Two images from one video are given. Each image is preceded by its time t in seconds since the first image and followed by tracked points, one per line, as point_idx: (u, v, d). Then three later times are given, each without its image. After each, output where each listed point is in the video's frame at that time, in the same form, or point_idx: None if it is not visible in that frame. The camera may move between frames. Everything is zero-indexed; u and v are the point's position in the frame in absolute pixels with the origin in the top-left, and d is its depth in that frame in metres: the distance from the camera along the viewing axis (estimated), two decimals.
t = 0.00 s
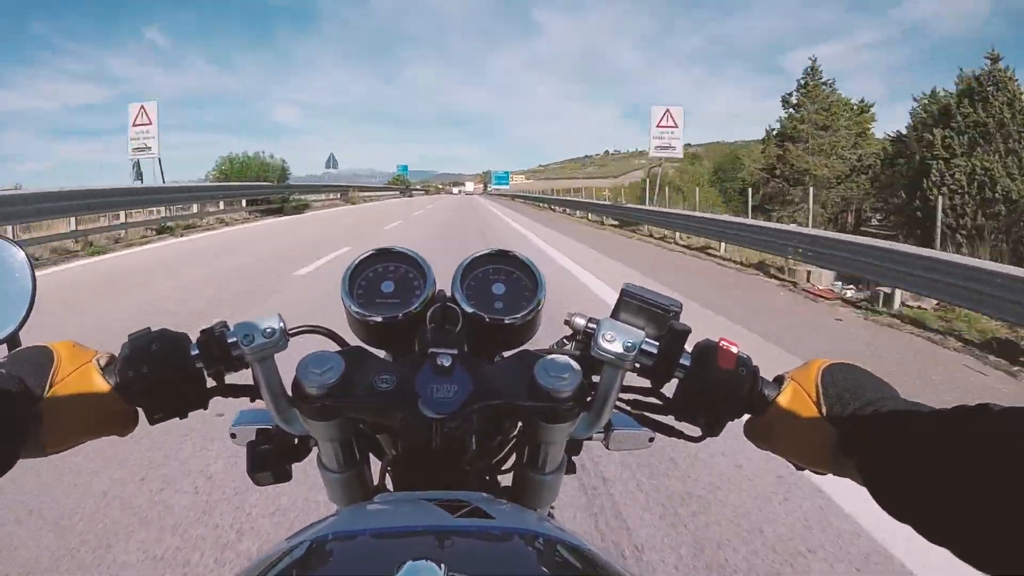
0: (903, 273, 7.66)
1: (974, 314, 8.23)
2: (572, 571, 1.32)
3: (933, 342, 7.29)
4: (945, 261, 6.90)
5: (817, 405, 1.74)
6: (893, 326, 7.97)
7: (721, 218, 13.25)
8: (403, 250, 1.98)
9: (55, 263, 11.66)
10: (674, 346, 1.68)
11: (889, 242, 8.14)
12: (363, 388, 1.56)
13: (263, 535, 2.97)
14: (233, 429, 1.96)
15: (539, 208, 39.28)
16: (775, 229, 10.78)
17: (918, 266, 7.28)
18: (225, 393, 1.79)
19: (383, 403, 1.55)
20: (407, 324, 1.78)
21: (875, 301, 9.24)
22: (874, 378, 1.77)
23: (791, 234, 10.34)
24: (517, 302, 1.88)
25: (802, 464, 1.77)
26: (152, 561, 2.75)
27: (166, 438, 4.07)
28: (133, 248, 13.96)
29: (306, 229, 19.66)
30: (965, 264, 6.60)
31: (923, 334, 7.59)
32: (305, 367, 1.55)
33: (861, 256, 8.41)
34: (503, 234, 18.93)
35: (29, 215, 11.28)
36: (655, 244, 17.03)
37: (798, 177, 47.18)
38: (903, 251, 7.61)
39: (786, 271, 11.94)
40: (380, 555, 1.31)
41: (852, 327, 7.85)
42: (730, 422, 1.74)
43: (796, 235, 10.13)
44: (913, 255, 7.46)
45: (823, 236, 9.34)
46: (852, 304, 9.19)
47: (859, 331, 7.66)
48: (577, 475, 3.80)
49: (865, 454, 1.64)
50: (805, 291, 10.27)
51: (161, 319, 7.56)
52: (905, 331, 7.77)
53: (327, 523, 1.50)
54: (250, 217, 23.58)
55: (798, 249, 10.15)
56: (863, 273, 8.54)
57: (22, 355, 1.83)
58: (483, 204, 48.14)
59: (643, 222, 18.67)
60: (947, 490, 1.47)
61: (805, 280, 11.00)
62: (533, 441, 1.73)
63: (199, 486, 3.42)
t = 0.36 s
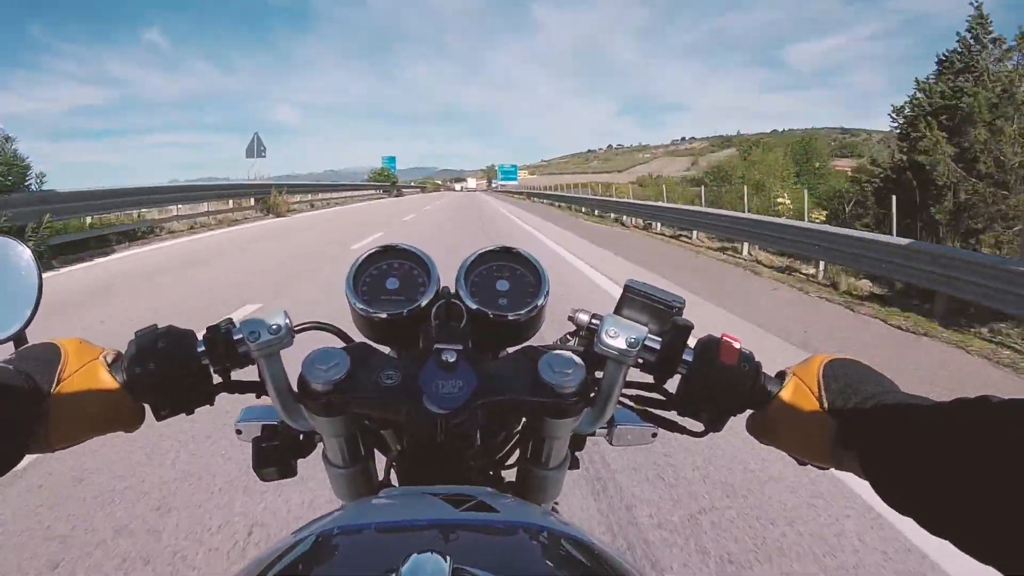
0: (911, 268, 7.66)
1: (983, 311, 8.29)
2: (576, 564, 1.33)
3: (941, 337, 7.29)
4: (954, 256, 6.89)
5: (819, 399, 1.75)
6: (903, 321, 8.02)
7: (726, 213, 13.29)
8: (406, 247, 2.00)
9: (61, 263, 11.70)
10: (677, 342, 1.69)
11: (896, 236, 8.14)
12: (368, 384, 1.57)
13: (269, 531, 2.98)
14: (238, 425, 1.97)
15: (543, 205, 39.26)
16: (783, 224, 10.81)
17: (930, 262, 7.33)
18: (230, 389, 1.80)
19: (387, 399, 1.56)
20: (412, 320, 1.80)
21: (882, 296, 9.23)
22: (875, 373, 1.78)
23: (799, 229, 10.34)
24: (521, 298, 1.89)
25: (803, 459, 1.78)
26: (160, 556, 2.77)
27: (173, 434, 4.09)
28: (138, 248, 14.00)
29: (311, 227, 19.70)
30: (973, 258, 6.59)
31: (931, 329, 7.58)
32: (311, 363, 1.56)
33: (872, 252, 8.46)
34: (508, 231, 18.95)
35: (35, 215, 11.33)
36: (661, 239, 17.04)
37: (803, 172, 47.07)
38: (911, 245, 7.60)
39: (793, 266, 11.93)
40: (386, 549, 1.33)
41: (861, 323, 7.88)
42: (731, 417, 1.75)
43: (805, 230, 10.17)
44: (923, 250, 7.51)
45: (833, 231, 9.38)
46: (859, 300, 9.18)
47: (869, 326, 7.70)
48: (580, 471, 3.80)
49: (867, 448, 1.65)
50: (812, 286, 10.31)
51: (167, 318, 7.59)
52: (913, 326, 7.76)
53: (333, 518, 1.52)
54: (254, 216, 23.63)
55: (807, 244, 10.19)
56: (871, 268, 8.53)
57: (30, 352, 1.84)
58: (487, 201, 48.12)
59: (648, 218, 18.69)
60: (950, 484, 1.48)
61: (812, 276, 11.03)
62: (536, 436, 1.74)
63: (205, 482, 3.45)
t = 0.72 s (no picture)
0: (919, 267, 7.59)
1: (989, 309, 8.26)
2: (584, 564, 1.32)
3: (951, 336, 7.21)
4: (963, 254, 6.83)
5: (828, 399, 1.73)
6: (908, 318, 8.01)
7: (732, 211, 13.27)
8: (414, 243, 1.98)
9: (66, 260, 11.72)
10: (686, 340, 1.67)
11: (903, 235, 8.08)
12: (375, 381, 1.56)
13: (272, 529, 2.96)
14: (243, 421, 1.96)
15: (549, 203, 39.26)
16: (789, 223, 10.80)
17: (935, 260, 7.32)
18: (235, 385, 1.79)
19: (394, 396, 1.55)
20: (420, 317, 1.78)
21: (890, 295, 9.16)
22: (885, 372, 1.76)
23: (806, 227, 10.28)
24: (528, 296, 1.87)
25: (811, 458, 1.77)
26: (164, 552, 2.76)
27: (179, 429, 4.09)
28: (143, 245, 14.03)
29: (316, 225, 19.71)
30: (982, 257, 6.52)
31: (939, 328, 7.51)
32: (317, 360, 1.55)
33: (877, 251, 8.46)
34: (513, 228, 18.92)
35: (41, 212, 11.35)
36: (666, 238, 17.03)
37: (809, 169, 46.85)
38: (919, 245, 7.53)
39: (802, 264, 11.84)
40: (393, 547, 1.31)
41: (866, 321, 7.87)
42: (741, 417, 1.73)
43: (811, 229, 10.16)
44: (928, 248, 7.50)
45: (838, 229, 9.37)
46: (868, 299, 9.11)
47: (874, 325, 7.69)
48: (585, 470, 3.78)
49: (878, 448, 1.64)
50: (817, 283, 10.29)
51: (171, 316, 7.57)
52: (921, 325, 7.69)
53: (338, 516, 1.50)
54: (260, 213, 23.65)
55: (813, 242, 10.18)
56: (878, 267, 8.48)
57: (35, 346, 1.84)
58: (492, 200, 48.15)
59: (653, 217, 18.68)
60: (961, 484, 1.46)
61: (817, 275, 11.01)
62: (543, 435, 1.73)
63: (210, 478, 3.44)
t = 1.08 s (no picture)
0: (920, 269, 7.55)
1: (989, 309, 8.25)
2: (590, 565, 1.32)
3: (954, 336, 7.17)
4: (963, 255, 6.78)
5: (833, 400, 1.73)
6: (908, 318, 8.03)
7: (733, 213, 13.29)
8: (420, 243, 1.99)
9: (71, 260, 11.75)
10: (692, 342, 1.67)
11: (906, 236, 8.04)
12: (380, 380, 1.57)
13: (275, 529, 2.95)
14: (247, 421, 1.96)
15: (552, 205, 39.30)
16: (790, 224, 10.82)
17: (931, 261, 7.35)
18: (240, 385, 1.79)
19: (399, 396, 1.55)
20: (425, 317, 1.79)
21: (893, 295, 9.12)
22: (890, 374, 1.76)
23: (809, 229, 10.25)
24: (534, 297, 1.88)
25: (816, 459, 1.77)
26: (168, 551, 2.76)
27: (182, 429, 4.10)
28: (148, 245, 14.05)
29: (320, 226, 19.72)
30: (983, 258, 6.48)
31: (941, 329, 7.49)
32: (323, 359, 1.55)
33: (876, 251, 8.48)
34: (516, 229, 18.88)
35: (45, 212, 11.38)
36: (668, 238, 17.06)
37: (813, 171, 46.80)
38: (920, 246, 7.50)
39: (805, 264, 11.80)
40: (399, 547, 1.31)
41: (868, 321, 7.88)
42: (745, 419, 1.73)
43: (812, 230, 10.18)
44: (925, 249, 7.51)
45: (839, 230, 9.38)
46: (870, 299, 9.08)
47: (875, 324, 7.70)
48: (588, 472, 3.77)
49: (883, 450, 1.63)
50: (819, 284, 10.30)
51: (174, 317, 7.57)
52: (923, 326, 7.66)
53: (343, 516, 1.51)
54: (264, 213, 23.69)
55: (814, 243, 10.20)
56: (880, 268, 8.45)
57: (40, 343, 1.84)
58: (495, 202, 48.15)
59: (655, 218, 18.71)
60: (964, 484, 1.46)
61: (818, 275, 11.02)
62: (548, 435, 1.73)
63: (213, 477, 3.45)
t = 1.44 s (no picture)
0: (928, 271, 7.50)
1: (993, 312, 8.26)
2: (593, 564, 1.33)
3: (959, 339, 7.13)
4: (971, 257, 6.74)
5: (835, 402, 1.74)
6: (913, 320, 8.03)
7: (737, 214, 13.29)
8: (425, 244, 2.00)
9: (76, 259, 11.78)
10: (694, 343, 1.68)
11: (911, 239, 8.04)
12: (386, 380, 1.58)
13: (278, 529, 2.96)
14: (252, 420, 1.97)
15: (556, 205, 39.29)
16: (793, 225, 10.82)
17: (936, 264, 7.35)
18: (246, 383, 1.81)
19: (403, 396, 1.57)
20: (429, 317, 1.80)
21: (898, 297, 9.08)
22: (892, 377, 1.77)
23: (814, 230, 10.21)
24: (538, 297, 1.89)
25: (817, 460, 1.78)
26: (173, 550, 2.78)
27: (187, 427, 4.12)
28: (153, 244, 14.09)
29: (326, 227, 19.75)
30: (992, 262, 6.43)
31: (946, 331, 7.44)
32: (328, 359, 1.57)
33: (881, 253, 8.48)
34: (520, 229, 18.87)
35: (51, 212, 11.42)
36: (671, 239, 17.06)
37: (818, 172, 46.79)
38: (927, 247, 7.45)
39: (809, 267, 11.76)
40: (403, 545, 1.33)
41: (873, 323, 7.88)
42: (747, 420, 1.74)
43: (815, 231, 10.19)
44: (929, 252, 7.51)
45: (843, 231, 9.38)
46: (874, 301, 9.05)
47: (879, 326, 7.70)
48: (591, 473, 3.77)
49: (883, 451, 1.64)
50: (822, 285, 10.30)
51: (179, 316, 7.60)
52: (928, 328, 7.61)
53: (348, 514, 1.52)
54: (268, 212, 23.73)
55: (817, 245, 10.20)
56: (886, 270, 8.41)
57: (48, 342, 1.86)
58: (499, 201, 48.14)
59: (659, 218, 18.71)
60: (964, 485, 1.47)
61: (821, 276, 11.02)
62: (551, 436, 1.74)
63: (218, 476, 3.47)
